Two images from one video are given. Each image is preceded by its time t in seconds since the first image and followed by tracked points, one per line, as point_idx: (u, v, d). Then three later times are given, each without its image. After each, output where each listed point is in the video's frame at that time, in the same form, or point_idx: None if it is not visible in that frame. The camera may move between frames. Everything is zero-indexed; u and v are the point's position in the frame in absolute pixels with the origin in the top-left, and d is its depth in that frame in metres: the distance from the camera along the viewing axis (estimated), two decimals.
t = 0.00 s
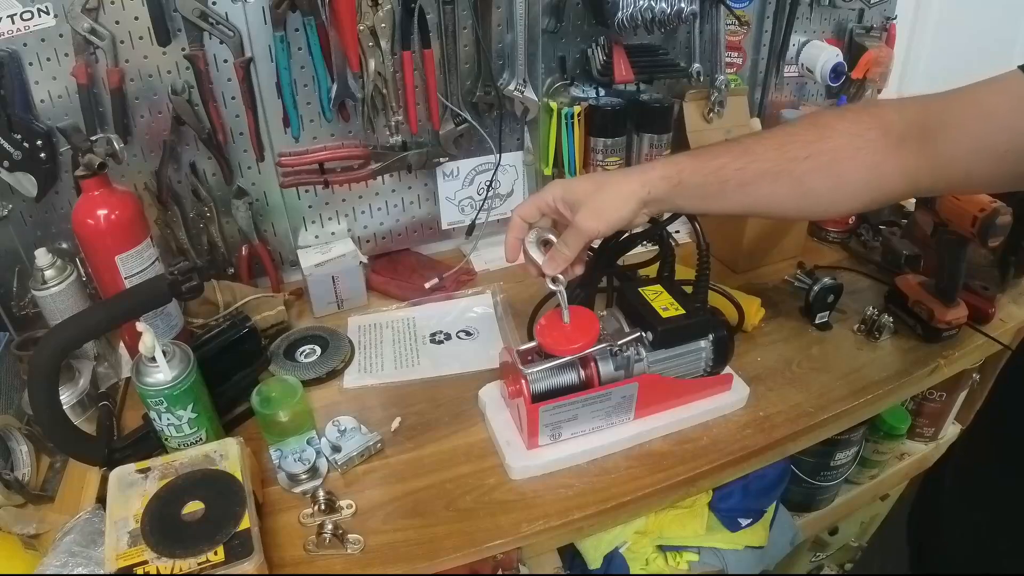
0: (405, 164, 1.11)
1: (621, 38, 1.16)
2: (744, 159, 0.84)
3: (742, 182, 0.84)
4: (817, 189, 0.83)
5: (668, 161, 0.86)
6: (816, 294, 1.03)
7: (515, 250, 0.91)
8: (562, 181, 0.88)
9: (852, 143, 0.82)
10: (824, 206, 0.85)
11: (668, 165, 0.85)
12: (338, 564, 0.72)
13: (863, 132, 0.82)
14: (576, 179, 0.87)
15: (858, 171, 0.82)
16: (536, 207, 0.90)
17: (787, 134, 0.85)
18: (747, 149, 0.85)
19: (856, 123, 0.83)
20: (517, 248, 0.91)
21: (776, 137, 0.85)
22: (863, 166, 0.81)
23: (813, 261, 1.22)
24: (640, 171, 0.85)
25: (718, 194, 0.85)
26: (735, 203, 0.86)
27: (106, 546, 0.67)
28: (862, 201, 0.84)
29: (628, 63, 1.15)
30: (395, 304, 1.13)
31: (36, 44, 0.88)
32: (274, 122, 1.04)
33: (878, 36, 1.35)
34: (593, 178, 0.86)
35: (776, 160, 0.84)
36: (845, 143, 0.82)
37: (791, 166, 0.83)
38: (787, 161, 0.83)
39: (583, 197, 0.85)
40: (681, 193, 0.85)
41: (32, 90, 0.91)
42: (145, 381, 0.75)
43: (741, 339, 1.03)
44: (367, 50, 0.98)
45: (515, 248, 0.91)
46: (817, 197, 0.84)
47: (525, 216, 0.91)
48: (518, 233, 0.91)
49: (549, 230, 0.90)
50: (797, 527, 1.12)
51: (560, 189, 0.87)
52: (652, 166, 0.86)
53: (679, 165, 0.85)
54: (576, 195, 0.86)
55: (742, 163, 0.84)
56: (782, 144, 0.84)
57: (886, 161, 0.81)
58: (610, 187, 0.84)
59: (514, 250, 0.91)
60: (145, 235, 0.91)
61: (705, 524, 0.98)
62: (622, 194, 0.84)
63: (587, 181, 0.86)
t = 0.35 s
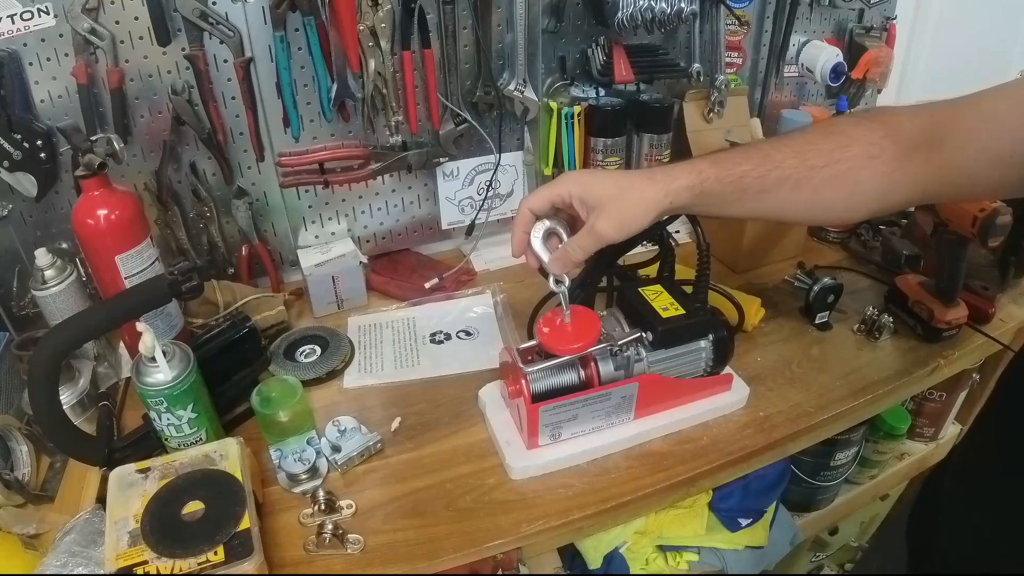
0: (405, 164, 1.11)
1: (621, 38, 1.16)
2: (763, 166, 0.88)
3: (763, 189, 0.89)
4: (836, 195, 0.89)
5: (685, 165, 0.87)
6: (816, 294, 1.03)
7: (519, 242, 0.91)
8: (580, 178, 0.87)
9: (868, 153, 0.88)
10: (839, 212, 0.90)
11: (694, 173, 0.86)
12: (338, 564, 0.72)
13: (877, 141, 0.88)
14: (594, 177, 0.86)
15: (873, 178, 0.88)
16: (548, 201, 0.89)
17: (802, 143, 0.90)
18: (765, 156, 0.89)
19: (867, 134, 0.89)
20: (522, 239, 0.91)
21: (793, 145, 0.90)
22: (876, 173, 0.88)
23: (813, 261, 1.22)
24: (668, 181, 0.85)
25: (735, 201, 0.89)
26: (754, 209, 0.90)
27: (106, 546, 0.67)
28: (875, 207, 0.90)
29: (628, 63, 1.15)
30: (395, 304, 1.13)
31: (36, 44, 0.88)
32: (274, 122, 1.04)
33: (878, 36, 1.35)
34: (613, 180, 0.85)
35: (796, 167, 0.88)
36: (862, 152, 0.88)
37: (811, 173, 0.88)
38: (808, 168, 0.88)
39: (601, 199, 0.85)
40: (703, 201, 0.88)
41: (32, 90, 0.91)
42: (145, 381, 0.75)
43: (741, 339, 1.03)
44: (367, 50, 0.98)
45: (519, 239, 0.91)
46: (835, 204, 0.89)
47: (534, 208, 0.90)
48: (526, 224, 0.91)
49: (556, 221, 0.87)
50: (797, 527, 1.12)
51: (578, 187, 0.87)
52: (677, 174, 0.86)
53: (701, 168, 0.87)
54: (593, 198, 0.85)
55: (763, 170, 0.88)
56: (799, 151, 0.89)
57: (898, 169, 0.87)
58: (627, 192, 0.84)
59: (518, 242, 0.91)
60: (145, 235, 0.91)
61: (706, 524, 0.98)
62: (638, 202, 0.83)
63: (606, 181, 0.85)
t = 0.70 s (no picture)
0: (405, 164, 1.11)
1: (621, 38, 1.16)
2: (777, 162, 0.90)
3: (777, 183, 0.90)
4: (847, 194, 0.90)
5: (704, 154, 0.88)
6: (816, 294, 1.03)
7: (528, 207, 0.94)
8: (595, 159, 0.88)
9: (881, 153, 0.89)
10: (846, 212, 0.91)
11: (711, 162, 0.87)
12: (338, 564, 0.72)
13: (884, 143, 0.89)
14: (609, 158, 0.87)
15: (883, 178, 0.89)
16: (561, 178, 0.90)
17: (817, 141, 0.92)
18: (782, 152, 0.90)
19: (877, 134, 0.90)
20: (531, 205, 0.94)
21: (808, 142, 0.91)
22: (883, 174, 0.89)
23: (813, 261, 1.22)
24: (684, 168, 0.85)
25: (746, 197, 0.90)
26: (770, 203, 0.91)
27: (107, 546, 0.67)
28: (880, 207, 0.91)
29: (628, 63, 1.15)
30: (395, 304, 1.13)
31: (36, 44, 0.88)
32: (274, 122, 1.04)
33: (878, 36, 1.35)
34: (629, 162, 0.86)
35: (811, 164, 0.89)
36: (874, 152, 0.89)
37: (824, 169, 0.89)
38: (821, 165, 0.89)
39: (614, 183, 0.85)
40: (717, 191, 0.89)
41: (32, 90, 0.91)
42: (145, 381, 0.75)
43: (741, 339, 1.03)
44: (367, 50, 0.98)
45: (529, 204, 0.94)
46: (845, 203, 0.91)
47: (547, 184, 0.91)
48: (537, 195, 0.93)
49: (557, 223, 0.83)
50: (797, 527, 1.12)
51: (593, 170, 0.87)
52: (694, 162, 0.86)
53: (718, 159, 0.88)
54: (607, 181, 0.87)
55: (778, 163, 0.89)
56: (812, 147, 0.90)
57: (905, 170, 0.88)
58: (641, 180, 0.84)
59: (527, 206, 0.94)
60: (145, 234, 0.91)
61: (705, 524, 0.98)
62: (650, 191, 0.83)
63: (621, 164, 0.86)
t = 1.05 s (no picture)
0: (405, 164, 1.11)
1: (621, 38, 1.16)
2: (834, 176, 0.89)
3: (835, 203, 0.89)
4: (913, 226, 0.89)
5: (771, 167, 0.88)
6: (816, 294, 1.03)
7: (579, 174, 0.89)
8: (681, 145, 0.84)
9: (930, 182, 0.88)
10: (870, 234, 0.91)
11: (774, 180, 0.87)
12: (338, 564, 0.72)
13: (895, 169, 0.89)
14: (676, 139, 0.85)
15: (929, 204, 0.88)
16: (633, 150, 0.86)
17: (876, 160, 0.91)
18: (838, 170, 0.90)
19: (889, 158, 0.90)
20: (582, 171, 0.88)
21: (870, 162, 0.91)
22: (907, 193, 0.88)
23: (813, 261, 1.22)
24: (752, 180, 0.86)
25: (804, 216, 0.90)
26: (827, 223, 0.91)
27: (107, 546, 0.67)
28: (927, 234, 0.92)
29: (628, 63, 1.15)
30: (395, 304, 1.13)
31: (36, 44, 0.88)
32: (274, 122, 1.04)
33: (877, 36, 1.35)
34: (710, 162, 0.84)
35: (869, 186, 0.89)
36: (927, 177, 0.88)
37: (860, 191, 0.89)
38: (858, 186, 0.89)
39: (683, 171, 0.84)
40: (777, 212, 0.89)
41: (32, 91, 0.91)
42: (145, 381, 0.75)
43: (741, 339, 1.03)
44: (367, 50, 0.98)
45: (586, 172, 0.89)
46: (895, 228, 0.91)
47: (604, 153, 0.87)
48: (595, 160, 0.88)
49: (557, 223, 0.83)
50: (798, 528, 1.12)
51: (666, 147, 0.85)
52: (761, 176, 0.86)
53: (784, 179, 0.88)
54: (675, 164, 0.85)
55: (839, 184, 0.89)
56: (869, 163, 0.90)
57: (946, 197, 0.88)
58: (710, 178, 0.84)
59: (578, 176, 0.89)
60: (145, 234, 0.91)
61: (705, 524, 0.98)
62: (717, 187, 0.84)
63: (690, 152, 0.84)
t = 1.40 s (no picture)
0: (405, 164, 1.11)
1: (621, 38, 1.16)
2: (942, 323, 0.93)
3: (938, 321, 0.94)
4: (978, 319, 0.92)
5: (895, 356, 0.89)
6: (816, 294, 1.03)
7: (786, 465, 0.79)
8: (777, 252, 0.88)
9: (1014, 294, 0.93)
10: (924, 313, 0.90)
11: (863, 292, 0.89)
12: (338, 564, 0.72)
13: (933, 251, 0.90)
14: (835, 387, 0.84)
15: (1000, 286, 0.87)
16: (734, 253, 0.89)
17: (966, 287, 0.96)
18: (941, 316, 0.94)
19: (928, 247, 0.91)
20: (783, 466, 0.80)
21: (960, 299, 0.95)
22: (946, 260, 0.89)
23: (813, 261, 1.21)
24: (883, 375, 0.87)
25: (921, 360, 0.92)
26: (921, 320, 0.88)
27: (107, 546, 0.67)
28: (1012, 342, 0.94)
29: (628, 63, 1.15)
30: (395, 304, 1.13)
31: (36, 44, 0.88)
32: (274, 122, 1.04)
33: (878, 36, 1.35)
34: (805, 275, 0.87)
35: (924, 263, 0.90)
36: (1016, 280, 0.93)
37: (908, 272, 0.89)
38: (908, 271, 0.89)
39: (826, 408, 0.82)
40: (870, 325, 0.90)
41: (32, 91, 0.91)
42: (145, 381, 0.75)
43: (741, 339, 1.03)
44: (367, 50, 0.98)
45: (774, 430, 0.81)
46: (981, 335, 0.91)
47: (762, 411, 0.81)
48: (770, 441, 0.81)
49: (558, 223, 0.82)
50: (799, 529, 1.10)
51: (800, 392, 0.83)
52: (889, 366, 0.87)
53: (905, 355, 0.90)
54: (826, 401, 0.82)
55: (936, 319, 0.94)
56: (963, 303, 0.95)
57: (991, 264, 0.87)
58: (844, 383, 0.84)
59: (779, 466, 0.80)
60: (145, 235, 0.91)
61: (705, 524, 0.98)
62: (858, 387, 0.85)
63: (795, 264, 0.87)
